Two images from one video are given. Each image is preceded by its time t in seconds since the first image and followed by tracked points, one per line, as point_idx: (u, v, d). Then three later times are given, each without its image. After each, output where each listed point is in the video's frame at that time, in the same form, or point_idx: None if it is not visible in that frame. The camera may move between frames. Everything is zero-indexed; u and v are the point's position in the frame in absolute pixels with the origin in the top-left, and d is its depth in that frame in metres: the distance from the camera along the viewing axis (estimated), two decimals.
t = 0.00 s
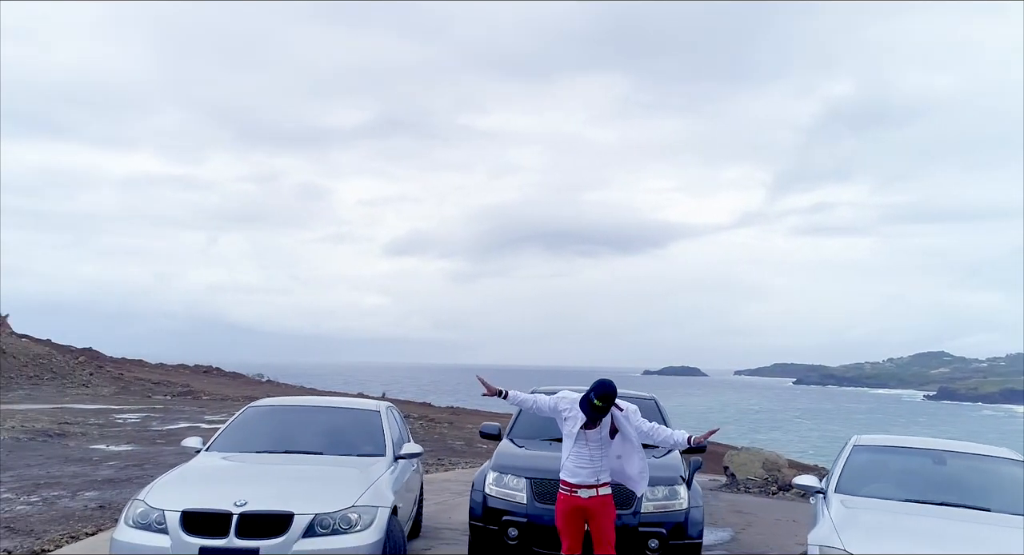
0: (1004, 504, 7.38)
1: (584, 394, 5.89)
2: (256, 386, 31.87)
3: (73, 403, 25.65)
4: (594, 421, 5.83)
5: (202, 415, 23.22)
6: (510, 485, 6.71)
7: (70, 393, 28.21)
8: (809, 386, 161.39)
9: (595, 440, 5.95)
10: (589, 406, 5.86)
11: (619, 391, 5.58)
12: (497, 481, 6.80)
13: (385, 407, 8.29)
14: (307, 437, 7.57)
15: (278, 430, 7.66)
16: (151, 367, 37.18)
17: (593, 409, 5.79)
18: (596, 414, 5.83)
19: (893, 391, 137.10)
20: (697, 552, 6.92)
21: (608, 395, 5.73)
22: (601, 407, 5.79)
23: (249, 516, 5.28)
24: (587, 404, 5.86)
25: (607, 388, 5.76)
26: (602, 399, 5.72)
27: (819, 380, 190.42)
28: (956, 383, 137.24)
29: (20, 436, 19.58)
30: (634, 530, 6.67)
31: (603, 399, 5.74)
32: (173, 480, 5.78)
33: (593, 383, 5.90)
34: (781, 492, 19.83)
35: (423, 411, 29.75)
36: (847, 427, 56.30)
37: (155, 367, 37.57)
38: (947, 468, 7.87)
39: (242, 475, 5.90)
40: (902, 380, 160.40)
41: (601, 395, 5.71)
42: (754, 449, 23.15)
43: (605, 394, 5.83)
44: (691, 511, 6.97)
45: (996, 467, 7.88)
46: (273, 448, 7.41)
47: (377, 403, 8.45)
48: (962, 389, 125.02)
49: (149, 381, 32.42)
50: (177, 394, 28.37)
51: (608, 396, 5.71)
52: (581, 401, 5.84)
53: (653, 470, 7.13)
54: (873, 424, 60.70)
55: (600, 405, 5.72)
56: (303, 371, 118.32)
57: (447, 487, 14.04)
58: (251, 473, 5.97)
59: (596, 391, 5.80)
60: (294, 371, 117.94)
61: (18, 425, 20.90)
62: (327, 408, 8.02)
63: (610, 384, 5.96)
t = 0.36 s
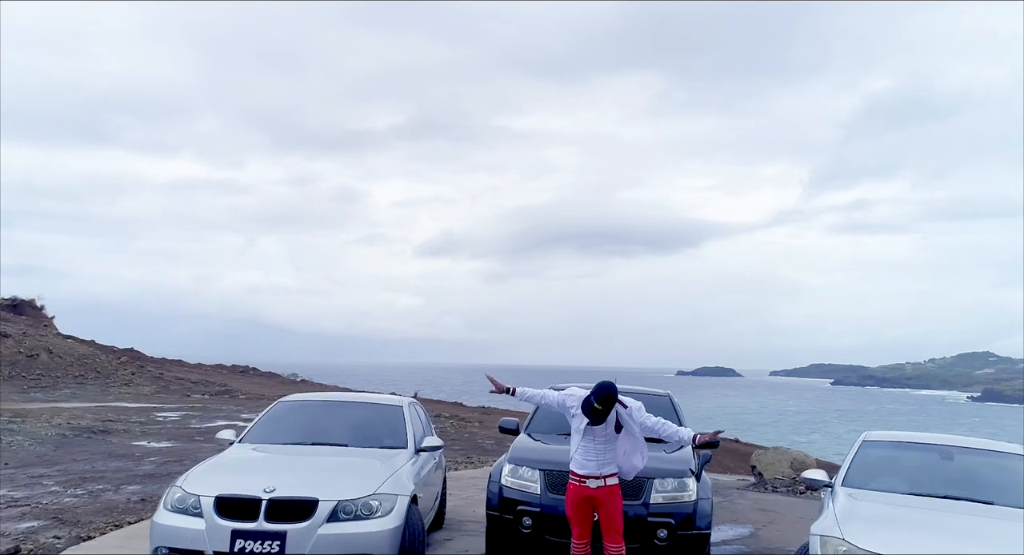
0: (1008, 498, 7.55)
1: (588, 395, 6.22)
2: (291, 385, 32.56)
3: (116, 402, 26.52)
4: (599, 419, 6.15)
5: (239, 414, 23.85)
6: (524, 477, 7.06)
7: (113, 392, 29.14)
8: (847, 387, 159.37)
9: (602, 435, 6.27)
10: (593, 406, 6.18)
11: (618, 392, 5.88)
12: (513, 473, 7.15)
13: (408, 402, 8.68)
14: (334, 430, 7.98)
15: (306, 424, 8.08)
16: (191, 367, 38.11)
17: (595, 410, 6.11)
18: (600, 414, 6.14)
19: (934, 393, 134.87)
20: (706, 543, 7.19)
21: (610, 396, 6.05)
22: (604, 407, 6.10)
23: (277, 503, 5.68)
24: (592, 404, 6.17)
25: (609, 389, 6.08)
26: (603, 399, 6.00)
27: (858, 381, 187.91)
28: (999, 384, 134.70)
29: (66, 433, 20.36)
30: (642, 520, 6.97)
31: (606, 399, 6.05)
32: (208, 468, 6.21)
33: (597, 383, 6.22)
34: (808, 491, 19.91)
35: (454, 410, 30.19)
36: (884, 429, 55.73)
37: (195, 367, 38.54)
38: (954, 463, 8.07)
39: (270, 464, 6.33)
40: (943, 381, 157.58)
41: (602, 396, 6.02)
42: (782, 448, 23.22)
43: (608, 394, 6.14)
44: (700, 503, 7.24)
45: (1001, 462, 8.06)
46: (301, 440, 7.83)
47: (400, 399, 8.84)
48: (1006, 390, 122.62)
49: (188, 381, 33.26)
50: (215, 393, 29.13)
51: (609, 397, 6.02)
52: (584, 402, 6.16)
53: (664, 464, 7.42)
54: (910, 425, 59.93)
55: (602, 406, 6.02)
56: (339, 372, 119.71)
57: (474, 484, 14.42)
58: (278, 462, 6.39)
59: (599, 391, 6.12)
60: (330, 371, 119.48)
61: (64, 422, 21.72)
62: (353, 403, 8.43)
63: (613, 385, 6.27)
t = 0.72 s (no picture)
0: (1014, 493, 7.64)
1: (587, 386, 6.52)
2: (329, 385, 33.23)
3: (160, 400, 27.39)
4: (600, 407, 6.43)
5: (276, 412, 24.51)
6: (538, 470, 7.38)
7: (157, 391, 30.11)
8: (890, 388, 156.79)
9: (608, 425, 6.53)
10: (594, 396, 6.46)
11: (611, 379, 6.15)
12: (527, 467, 7.48)
13: (429, 400, 9.05)
14: (359, 426, 8.38)
15: (332, 420, 8.50)
16: (232, 367, 39.04)
17: (595, 398, 6.39)
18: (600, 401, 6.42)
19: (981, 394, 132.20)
20: (714, 536, 7.44)
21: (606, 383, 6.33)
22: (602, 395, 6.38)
23: (301, 491, 6.09)
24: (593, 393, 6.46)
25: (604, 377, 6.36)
26: (598, 387, 6.28)
27: (902, 382, 184.82)
28: None
29: (112, 430, 21.15)
30: (651, 513, 7.24)
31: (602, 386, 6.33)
32: (238, 459, 6.63)
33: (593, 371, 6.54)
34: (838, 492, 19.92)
35: (487, 410, 30.58)
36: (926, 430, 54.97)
37: (236, 367, 39.50)
38: (962, 459, 8.16)
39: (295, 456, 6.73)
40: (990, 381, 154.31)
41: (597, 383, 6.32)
42: (814, 449, 23.21)
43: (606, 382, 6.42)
44: (708, 497, 7.50)
45: (1010, 459, 8.14)
46: (327, 434, 8.25)
47: (422, 396, 9.22)
48: None
49: (229, 381, 34.12)
50: (254, 392, 29.89)
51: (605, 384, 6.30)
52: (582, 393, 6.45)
53: (673, 460, 7.70)
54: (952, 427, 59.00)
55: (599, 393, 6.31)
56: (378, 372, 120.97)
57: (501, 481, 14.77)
58: (303, 455, 6.79)
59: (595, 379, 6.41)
60: (369, 372, 120.90)
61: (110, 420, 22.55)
62: (376, 400, 8.83)
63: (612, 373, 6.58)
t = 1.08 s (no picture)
0: (1019, 495, 7.74)
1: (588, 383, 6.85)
2: (360, 385, 33.75)
3: (196, 400, 28.08)
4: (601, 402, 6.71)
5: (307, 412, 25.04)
6: (551, 469, 7.66)
7: (192, 391, 30.82)
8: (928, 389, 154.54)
9: (611, 422, 6.78)
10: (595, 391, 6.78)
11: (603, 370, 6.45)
12: (541, 466, 7.76)
13: (447, 401, 9.37)
14: (381, 425, 8.72)
15: (354, 420, 8.83)
16: (265, 368, 39.78)
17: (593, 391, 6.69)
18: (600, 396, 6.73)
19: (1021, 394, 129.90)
20: (723, 534, 7.65)
21: (601, 376, 6.65)
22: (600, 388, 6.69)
23: (322, 487, 6.42)
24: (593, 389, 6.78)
25: (600, 370, 6.70)
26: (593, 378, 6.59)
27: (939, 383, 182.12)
28: None
29: (149, 429, 21.79)
30: (660, 511, 7.47)
31: (598, 379, 6.65)
32: (263, 456, 6.98)
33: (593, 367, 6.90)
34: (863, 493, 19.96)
35: (515, 410, 30.90)
36: (961, 431, 54.36)
37: (269, 367, 40.25)
38: (970, 461, 8.26)
39: (317, 454, 7.07)
40: None
41: (592, 376, 6.64)
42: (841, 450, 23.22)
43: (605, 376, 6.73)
44: (717, 496, 7.71)
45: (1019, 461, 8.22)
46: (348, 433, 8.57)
47: (441, 396, 9.53)
48: None
49: (263, 381, 34.81)
50: (286, 393, 30.50)
51: (600, 377, 6.61)
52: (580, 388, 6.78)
53: (684, 460, 7.92)
54: (989, 429, 58.19)
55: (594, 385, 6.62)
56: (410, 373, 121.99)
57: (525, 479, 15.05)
58: (325, 453, 7.12)
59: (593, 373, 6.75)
60: (401, 372, 121.87)
61: (148, 419, 23.21)
62: (396, 400, 9.15)
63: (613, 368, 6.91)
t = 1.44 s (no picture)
0: (1019, 493, 7.88)
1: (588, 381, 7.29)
2: (383, 385, 34.19)
3: (222, 400, 28.65)
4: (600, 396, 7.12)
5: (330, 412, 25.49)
6: (560, 466, 7.92)
7: (219, 390, 31.44)
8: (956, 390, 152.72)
9: (610, 417, 7.16)
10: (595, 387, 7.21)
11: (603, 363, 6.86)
12: (551, 462, 8.02)
13: (461, 399, 9.68)
14: (397, 422, 9.03)
15: (371, 417, 9.16)
16: (290, 368, 40.38)
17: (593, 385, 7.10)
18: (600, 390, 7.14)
19: None
20: (728, 529, 7.86)
21: (600, 370, 7.09)
22: (600, 382, 7.12)
23: (338, 480, 6.73)
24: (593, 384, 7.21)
25: (601, 364, 7.11)
26: (595, 372, 7.00)
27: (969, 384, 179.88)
28: None
29: (177, 428, 22.31)
30: (665, 506, 7.69)
31: (597, 372, 7.09)
32: (283, 452, 7.31)
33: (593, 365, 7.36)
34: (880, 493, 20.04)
35: (536, 410, 31.18)
36: (987, 432, 53.91)
37: (294, 368, 40.84)
38: (973, 459, 8.41)
39: (334, 450, 7.38)
40: None
41: (592, 370, 7.08)
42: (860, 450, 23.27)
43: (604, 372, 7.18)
44: (722, 492, 7.92)
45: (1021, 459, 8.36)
46: (365, 430, 8.91)
47: (455, 395, 9.84)
48: None
49: (287, 381, 35.37)
50: (311, 392, 31.01)
51: (599, 369, 7.05)
52: (580, 384, 7.21)
53: (690, 457, 8.14)
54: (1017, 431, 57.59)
55: (594, 377, 7.05)
56: (434, 373, 122.52)
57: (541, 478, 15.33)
58: (342, 449, 7.44)
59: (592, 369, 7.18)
60: (426, 373, 122.59)
61: (175, 418, 23.76)
62: (411, 398, 9.48)
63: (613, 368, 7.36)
